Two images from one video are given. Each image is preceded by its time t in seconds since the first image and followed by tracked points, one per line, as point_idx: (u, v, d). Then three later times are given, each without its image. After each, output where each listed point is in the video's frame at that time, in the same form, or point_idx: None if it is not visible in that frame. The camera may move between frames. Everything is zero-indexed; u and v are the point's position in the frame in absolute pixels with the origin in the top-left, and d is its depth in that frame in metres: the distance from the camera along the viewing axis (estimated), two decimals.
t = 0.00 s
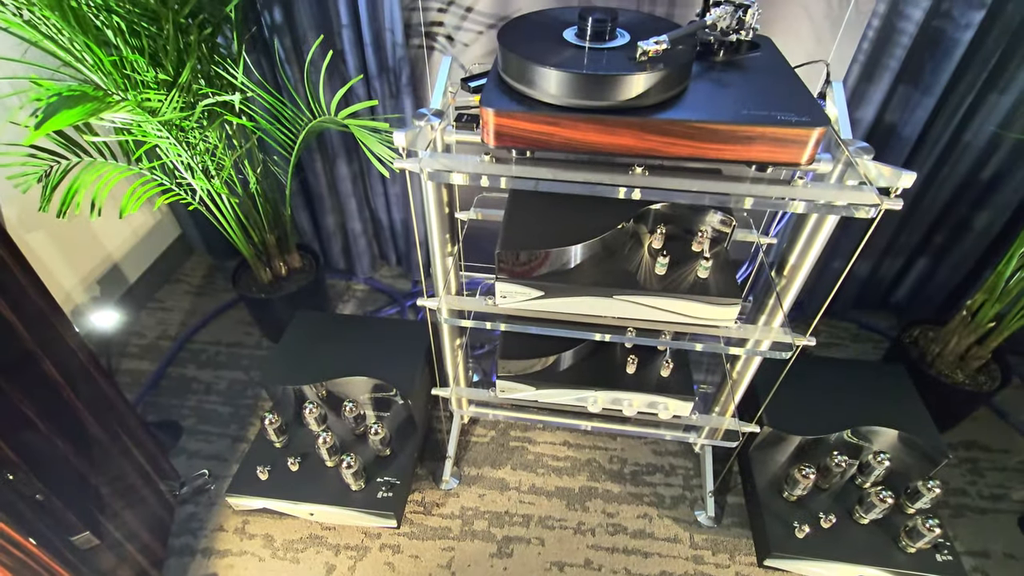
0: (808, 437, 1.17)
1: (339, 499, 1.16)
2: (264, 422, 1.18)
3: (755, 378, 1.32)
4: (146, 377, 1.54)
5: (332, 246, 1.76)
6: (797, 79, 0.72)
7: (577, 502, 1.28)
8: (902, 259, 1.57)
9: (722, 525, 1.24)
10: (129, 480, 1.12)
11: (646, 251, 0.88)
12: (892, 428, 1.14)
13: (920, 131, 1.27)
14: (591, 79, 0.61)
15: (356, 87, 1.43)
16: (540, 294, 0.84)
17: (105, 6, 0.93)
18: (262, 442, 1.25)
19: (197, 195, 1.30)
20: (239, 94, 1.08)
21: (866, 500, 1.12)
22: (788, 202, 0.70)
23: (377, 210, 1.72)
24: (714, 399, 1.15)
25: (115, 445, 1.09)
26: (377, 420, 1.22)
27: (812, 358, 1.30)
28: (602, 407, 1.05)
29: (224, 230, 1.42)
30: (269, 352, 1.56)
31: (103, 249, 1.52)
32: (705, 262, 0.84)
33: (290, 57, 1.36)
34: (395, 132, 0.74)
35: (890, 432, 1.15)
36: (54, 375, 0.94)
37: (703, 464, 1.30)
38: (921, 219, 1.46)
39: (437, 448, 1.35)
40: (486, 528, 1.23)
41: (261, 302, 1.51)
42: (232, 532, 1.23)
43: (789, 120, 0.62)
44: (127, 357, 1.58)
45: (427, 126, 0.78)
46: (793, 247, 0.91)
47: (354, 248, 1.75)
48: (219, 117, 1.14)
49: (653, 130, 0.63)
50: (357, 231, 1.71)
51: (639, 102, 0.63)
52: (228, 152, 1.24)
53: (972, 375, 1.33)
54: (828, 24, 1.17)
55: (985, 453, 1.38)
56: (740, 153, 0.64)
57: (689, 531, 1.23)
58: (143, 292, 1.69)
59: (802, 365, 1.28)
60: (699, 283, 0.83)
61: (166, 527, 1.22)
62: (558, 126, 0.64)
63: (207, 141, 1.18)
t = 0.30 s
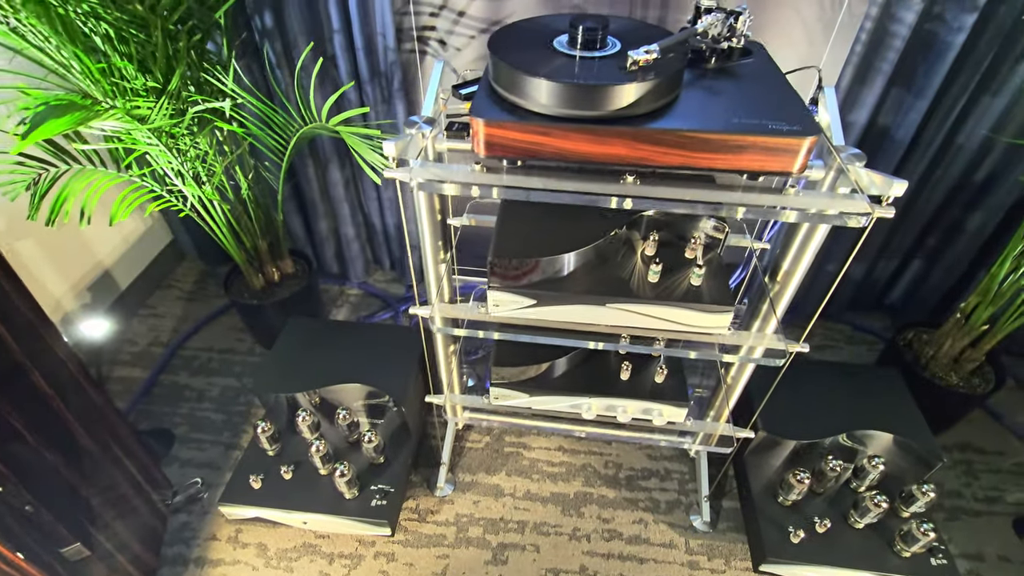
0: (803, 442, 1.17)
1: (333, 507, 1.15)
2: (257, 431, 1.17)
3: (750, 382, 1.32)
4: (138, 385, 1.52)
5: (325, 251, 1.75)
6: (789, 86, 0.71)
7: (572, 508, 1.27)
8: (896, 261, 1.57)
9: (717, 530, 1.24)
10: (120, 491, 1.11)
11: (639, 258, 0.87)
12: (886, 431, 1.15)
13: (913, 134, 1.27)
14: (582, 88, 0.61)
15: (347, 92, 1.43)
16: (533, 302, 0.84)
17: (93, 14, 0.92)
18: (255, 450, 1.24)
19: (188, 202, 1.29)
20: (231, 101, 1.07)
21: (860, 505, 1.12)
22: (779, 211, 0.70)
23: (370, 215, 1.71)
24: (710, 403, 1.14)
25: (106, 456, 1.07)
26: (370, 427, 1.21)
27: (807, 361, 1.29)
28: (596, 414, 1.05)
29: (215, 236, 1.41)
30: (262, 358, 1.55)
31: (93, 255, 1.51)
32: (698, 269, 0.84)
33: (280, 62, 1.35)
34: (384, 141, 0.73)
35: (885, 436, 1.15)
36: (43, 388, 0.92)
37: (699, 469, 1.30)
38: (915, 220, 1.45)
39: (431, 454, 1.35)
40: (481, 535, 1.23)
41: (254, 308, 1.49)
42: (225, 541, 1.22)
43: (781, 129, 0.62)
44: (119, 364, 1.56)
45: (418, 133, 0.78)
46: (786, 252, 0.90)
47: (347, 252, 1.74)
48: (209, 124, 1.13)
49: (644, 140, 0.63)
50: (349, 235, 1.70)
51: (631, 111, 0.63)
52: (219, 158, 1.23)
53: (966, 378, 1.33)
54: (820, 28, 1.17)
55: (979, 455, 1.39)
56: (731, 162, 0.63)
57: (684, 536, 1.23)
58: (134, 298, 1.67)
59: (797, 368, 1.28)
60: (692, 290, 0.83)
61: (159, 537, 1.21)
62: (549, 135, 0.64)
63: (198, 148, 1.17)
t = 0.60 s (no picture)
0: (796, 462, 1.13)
1: (308, 536, 1.11)
2: (229, 456, 1.13)
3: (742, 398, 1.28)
4: (111, 405, 1.47)
5: (307, 262, 1.70)
6: (775, 102, 0.68)
7: (558, 531, 1.23)
8: (890, 270, 1.53)
9: (708, 553, 1.20)
10: (84, 523, 1.06)
11: (621, 279, 0.83)
12: (883, 452, 1.11)
13: (907, 142, 1.24)
14: (553, 108, 0.57)
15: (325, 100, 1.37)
16: (510, 328, 0.79)
17: (49, 25, 0.87)
18: (229, 475, 1.19)
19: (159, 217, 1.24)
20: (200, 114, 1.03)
21: (854, 528, 1.09)
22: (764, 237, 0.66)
23: (352, 225, 1.66)
24: (699, 422, 1.09)
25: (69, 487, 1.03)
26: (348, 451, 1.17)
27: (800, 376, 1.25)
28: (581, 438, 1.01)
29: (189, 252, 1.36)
30: (240, 375, 1.51)
31: (64, 270, 1.45)
32: (682, 292, 0.80)
33: (254, 70, 1.31)
34: (346, 163, 0.70)
35: (881, 455, 1.11)
36: None
37: (689, 489, 1.26)
38: (909, 229, 1.42)
39: (414, 475, 1.30)
40: (464, 561, 1.19)
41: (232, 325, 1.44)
42: (198, 570, 1.17)
43: (765, 151, 0.59)
44: (92, 383, 1.51)
45: (386, 152, 0.75)
46: (775, 272, 0.86)
47: (329, 264, 1.69)
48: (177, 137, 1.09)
49: (620, 162, 0.59)
50: (332, 246, 1.65)
51: (606, 131, 0.59)
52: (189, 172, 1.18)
53: (963, 393, 1.30)
54: (810, 34, 1.14)
55: (976, 470, 1.35)
56: (710, 185, 0.60)
57: (674, 559, 1.19)
58: (108, 313, 1.62)
59: (790, 384, 1.23)
60: (676, 314, 0.79)
61: (129, 568, 1.16)
62: (518, 157, 0.60)
63: (166, 162, 1.12)
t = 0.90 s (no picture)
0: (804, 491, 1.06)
1: None
2: (199, 495, 1.06)
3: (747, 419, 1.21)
4: (80, 433, 1.40)
5: (289, 278, 1.63)
6: (782, 118, 0.62)
7: (554, 564, 1.17)
8: (897, 280, 1.47)
9: None
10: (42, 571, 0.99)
11: (617, 307, 0.76)
12: (899, 479, 1.04)
13: (915, 149, 1.18)
14: (541, 130, 0.51)
15: (302, 110, 1.28)
16: (496, 365, 0.73)
17: None
18: (202, 513, 1.12)
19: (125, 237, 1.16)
20: (162, 129, 0.96)
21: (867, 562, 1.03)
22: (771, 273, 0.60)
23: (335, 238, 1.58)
24: (700, 446, 1.02)
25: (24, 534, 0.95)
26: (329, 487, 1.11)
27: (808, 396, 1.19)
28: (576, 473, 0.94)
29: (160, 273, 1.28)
30: (217, 400, 1.43)
31: (28, 292, 1.37)
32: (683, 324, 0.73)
33: (225, 80, 1.24)
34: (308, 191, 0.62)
35: (895, 483, 1.05)
36: None
37: (690, 517, 1.20)
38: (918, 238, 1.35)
39: (401, 506, 1.23)
40: None
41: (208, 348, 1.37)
42: None
43: (776, 177, 0.52)
44: (60, 410, 1.43)
45: (358, 173, 0.69)
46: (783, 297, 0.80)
47: (312, 279, 1.61)
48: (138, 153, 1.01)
49: (616, 191, 0.53)
50: (314, 261, 1.57)
51: (599, 155, 0.52)
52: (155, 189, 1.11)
53: (975, 411, 1.24)
54: (813, 37, 1.07)
55: (989, 490, 1.30)
56: (718, 216, 0.54)
57: None
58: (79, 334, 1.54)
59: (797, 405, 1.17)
60: (677, 347, 0.73)
61: None
62: (501, 186, 0.53)
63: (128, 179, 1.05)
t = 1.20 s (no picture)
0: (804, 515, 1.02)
1: None
2: (167, 536, 0.99)
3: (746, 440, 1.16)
4: (45, 464, 1.33)
5: (266, 294, 1.56)
6: (783, 135, 0.58)
7: None
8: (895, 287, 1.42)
9: None
10: None
11: (608, 335, 0.71)
12: (906, 503, 1.01)
13: (914, 155, 1.13)
14: (522, 158, 0.46)
15: (274, 121, 1.22)
16: (478, 402, 0.67)
17: None
18: (171, 553, 1.06)
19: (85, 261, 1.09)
20: (120, 148, 0.90)
21: None
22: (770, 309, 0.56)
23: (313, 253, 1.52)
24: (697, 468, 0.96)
25: None
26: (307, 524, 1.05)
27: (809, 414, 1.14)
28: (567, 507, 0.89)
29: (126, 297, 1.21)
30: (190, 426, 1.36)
31: None
32: (679, 357, 0.67)
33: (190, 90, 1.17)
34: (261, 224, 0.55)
35: (900, 505, 1.01)
36: None
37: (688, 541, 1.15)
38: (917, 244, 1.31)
39: (384, 537, 1.17)
40: None
41: (178, 373, 1.29)
42: None
43: (782, 206, 0.48)
44: (23, 439, 1.36)
45: (323, 198, 0.63)
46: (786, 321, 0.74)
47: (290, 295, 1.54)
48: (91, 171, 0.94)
49: (603, 222, 0.49)
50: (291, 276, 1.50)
51: (585, 183, 0.48)
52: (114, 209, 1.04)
53: (979, 424, 1.20)
54: (809, 39, 1.02)
55: (993, 504, 1.26)
56: (718, 245, 0.49)
57: None
58: (43, 358, 1.46)
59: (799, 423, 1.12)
60: (672, 378, 0.67)
61: None
62: (478, 218, 0.49)
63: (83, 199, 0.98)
